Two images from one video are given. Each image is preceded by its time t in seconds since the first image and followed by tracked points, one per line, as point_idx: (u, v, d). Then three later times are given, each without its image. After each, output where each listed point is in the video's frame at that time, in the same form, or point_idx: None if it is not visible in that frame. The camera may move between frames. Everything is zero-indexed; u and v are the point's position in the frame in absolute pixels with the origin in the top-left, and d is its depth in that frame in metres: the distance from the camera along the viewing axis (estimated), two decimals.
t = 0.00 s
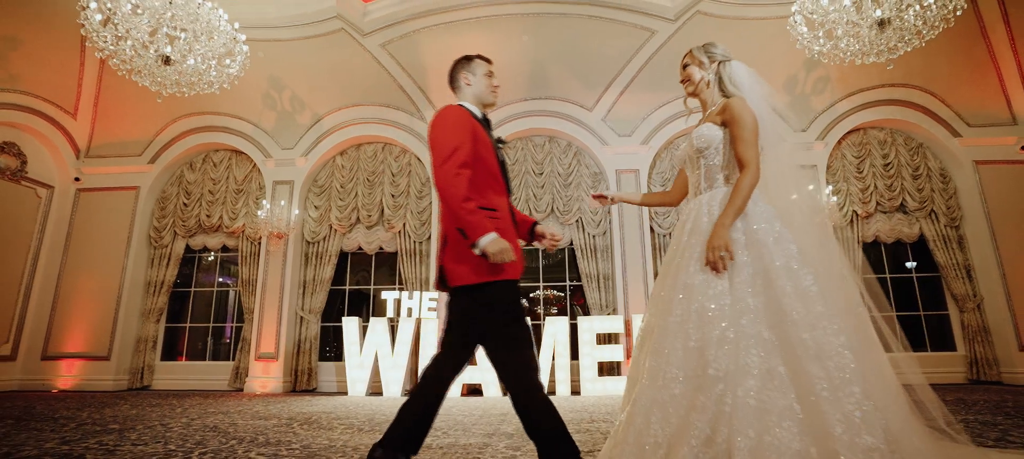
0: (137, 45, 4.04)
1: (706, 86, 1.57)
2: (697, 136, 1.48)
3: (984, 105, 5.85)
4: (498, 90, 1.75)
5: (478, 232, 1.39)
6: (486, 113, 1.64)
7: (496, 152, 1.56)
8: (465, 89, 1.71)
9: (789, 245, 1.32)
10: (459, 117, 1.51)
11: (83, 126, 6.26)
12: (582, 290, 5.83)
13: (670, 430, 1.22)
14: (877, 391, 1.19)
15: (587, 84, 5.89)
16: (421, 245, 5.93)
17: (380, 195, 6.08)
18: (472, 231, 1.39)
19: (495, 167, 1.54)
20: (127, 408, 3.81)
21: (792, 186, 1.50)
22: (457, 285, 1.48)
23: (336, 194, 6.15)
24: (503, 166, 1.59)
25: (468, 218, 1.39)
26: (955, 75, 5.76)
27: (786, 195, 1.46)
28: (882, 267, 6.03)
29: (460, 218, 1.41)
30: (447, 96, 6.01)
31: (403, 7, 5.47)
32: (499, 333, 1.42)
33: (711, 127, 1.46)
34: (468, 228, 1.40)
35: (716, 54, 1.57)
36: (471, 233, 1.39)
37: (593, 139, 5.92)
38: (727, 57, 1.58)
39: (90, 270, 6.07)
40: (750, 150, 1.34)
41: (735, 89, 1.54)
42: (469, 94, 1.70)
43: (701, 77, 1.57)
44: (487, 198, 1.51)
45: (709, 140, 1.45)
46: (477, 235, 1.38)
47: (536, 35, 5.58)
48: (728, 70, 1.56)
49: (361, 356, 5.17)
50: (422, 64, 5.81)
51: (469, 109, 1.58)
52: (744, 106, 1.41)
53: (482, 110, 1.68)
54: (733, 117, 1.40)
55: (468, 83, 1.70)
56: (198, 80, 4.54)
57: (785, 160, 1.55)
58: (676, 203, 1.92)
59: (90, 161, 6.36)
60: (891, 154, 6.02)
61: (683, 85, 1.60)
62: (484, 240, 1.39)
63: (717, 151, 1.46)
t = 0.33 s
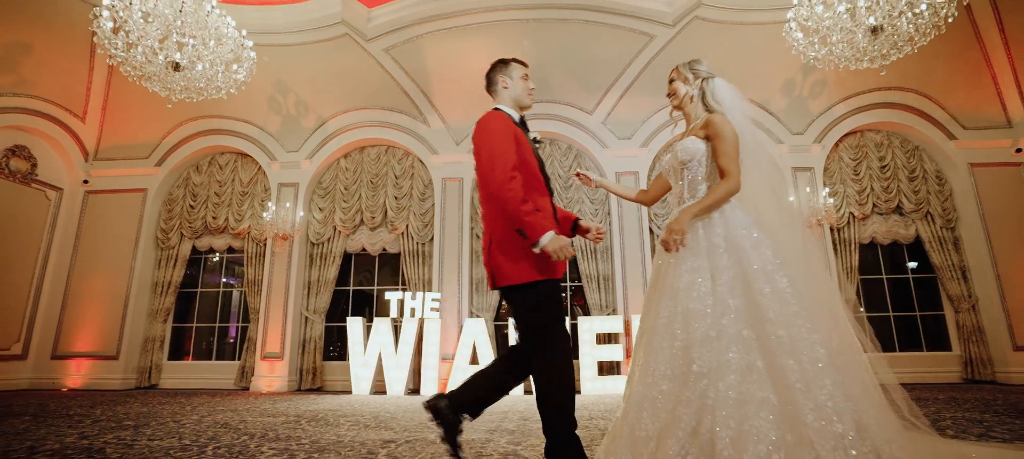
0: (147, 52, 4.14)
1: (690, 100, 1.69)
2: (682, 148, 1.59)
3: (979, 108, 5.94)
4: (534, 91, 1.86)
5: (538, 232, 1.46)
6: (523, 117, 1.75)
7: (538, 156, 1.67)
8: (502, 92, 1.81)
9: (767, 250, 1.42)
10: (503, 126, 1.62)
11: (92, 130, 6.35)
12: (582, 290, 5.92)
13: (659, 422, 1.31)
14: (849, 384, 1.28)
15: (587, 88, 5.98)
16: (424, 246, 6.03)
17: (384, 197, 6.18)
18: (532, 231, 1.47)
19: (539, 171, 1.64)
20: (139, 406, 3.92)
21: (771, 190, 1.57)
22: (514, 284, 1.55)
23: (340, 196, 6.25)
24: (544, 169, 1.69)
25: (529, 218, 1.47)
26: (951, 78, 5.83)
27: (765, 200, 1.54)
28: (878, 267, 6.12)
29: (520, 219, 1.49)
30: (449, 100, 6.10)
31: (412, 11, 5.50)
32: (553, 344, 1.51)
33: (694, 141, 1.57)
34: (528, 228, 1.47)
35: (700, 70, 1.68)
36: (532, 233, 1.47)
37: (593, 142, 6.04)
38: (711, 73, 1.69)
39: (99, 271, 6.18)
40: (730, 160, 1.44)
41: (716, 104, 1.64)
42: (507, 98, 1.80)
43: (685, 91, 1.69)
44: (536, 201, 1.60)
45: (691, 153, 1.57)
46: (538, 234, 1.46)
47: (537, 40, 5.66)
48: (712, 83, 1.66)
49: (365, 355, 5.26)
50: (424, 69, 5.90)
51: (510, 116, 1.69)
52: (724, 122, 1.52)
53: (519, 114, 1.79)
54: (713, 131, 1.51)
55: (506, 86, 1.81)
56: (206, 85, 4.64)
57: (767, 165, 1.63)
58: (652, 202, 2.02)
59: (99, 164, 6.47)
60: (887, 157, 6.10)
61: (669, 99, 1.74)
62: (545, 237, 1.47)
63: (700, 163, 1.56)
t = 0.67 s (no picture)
0: (154, 58, 4.23)
1: (672, 114, 1.82)
2: (663, 160, 1.74)
3: (974, 111, 6.02)
4: (559, 95, 1.93)
5: (573, 223, 1.56)
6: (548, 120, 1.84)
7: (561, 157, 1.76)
8: (529, 94, 1.89)
9: (740, 255, 1.52)
10: (534, 127, 1.71)
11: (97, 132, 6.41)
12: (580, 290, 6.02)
13: (643, 415, 1.39)
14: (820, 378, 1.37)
15: (586, 92, 6.07)
16: (425, 247, 6.12)
17: (386, 198, 6.27)
18: (567, 223, 1.56)
19: (563, 171, 1.73)
20: (148, 404, 4.01)
21: (746, 199, 1.69)
22: (537, 278, 1.62)
23: (343, 198, 6.34)
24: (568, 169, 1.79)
25: (564, 211, 1.56)
26: (945, 82, 5.91)
27: (740, 209, 1.66)
28: (874, 269, 6.20)
29: (554, 212, 1.57)
30: (450, 103, 6.19)
31: (411, 16, 5.53)
32: (565, 340, 1.55)
33: (675, 153, 1.72)
34: (564, 220, 1.56)
35: (683, 86, 1.81)
36: (567, 225, 1.56)
37: (592, 144, 6.15)
38: (693, 90, 1.81)
39: (106, 271, 6.27)
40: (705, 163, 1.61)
41: (697, 118, 1.76)
42: (533, 100, 1.88)
43: (668, 105, 1.82)
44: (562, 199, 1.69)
45: (672, 164, 1.71)
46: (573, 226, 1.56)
47: (536, 44, 5.75)
48: (693, 99, 1.78)
49: (367, 355, 5.35)
50: (426, 73, 5.99)
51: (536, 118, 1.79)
52: (703, 136, 1.66)
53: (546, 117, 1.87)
54: (692, 143, 1.66)
55: (533, 89, 1.88)
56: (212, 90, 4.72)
57: (742, 175, 1.75)
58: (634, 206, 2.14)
59: (104, 166, 6.55)
60: (883, 159, 6.18)
61: (654, 111, 1.86)
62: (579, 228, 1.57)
63: (678, 174, 1.71)
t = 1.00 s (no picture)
0: (161, 64, 4.31)
1: (657, 129, 1.94)
2: (646, 171, 1.83)
3: (968, 114, 6.10)
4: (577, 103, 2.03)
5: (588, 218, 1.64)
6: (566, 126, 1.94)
7: (571, 166, 1.85)
8: (548, 103, 1.99)
9: (719, 260, 1.62)
10: (543, 135, 1.80)
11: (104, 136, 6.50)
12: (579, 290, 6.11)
13: (629, 409, 1.47)
14: (795, 372, 1.45)
15: (584, 96, 6.17)
16: (426, 249, 6.22)
17: (388, 200, 6.37)
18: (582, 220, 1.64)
19: (573, 178, 1.82)
20: (156, 403, 4.10)
21: (724, 211, 1.79)
22: (550, 282, 1.69)
23: (346, 200, 6.44)
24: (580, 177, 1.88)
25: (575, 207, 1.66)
26: (940, 86, 5.99)
27: (720, 218, 1.77)
28: (870, 269, 6.27)
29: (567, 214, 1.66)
30: (451, 107, 6.28)
31: (413, 22, 5.62)
32: (572, 342, 1.65)
33: (655, 166, 1.80)
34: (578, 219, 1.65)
35: (668, 102, 1.93)
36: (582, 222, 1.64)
37: (592, 147, 6.25)
38: (678, 106, 1.93)
39: (112, 273, 6.37)
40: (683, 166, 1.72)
41: (678, 134, 1.89)
42: (552, 109, 1.98)
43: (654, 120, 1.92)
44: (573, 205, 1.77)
45: (654, 175, 1.80)
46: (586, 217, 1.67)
47: (535, 49, 5.83)
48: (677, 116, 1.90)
49: (370, 355, 5.45)
50: (427, 77, 6.08)
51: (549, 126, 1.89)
52: (683, 151, 1.76)
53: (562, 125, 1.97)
54: (672, 155, 1.76)
55: (552, 98, 1.98)
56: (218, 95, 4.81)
57: (722, 186, 1.86)
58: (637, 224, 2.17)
59: (111, 169, 6.64)
60: (879, 161, 6.26)
61: (640, 125, 2.00)
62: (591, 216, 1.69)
63: (659, 185, 1.79)
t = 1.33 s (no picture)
0: (170, 70, 4.41)
1: (644, 141, 2.02)
2: (634, 180, 1.93)
3: (964, 117, 6.17)
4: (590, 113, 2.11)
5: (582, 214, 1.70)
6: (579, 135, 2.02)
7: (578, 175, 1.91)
8: (563, 113, 2.07)
9: (701, 263, 1.70)
10: (543, 146, 1.89)
11: (111, 139, 6.60)
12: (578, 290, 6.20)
13: (616, 401, 1.58)
14: (775, 366, 1.54)
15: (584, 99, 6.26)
16: (428, 250, 6.31)
17: (390, 202, 6.45)
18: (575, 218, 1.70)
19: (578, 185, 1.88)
20: (164, 401, 4.19)
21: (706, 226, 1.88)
22: (558, 287, 1.76)
23: (349, 202, 6.53)
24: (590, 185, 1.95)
25: (569, 202, 1.72)
26: (935, 89, 6.06)
27: (703, 229, 1.87)
28: (866, 271, 6.35)
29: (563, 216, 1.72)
30: (452, 110, 6.37)
31: (414, 28, 5.71)
32: (582, 343, 1.70)
33: (642, 175, 1.91)
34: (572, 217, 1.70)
35: (658, 116, 2.01)
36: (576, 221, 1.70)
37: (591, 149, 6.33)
38: (666, 121, 2.01)
39: (119, 274, 6.47)
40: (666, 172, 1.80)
41: (665, 147, 1.96)
42: (566, 119, 2.06)
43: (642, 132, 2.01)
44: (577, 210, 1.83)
45: (640, 183, 1.90)
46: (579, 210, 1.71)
47: (535, 54, 5.91)
48: (665, 131, 1.99)
49: (374, 354, 5.53)
50: (428, 81, 6.17)
51: (557, 136, 1.96)
52: (668, 160, 1.84)
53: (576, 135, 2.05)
54: (657, 163, 1.84)
55: (567, 108, 2.06)
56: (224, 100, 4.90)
57: (703, 203, 1.97)
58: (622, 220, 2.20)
59: (117, 171, 6.75)
60: (875, 163, 6.33)
61: (630, 134, 2.07)
62: (586, 206, 1.73)
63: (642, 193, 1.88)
